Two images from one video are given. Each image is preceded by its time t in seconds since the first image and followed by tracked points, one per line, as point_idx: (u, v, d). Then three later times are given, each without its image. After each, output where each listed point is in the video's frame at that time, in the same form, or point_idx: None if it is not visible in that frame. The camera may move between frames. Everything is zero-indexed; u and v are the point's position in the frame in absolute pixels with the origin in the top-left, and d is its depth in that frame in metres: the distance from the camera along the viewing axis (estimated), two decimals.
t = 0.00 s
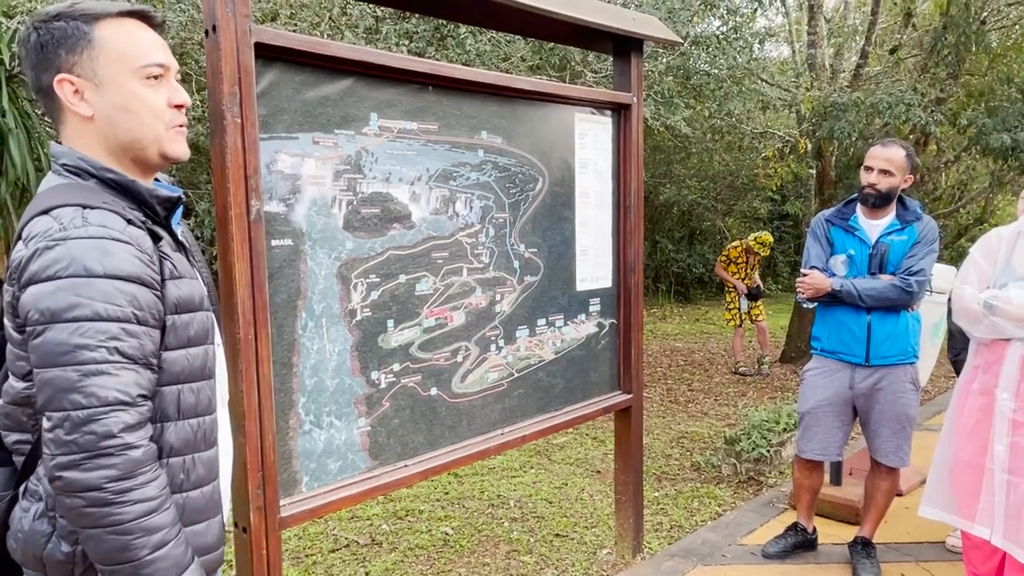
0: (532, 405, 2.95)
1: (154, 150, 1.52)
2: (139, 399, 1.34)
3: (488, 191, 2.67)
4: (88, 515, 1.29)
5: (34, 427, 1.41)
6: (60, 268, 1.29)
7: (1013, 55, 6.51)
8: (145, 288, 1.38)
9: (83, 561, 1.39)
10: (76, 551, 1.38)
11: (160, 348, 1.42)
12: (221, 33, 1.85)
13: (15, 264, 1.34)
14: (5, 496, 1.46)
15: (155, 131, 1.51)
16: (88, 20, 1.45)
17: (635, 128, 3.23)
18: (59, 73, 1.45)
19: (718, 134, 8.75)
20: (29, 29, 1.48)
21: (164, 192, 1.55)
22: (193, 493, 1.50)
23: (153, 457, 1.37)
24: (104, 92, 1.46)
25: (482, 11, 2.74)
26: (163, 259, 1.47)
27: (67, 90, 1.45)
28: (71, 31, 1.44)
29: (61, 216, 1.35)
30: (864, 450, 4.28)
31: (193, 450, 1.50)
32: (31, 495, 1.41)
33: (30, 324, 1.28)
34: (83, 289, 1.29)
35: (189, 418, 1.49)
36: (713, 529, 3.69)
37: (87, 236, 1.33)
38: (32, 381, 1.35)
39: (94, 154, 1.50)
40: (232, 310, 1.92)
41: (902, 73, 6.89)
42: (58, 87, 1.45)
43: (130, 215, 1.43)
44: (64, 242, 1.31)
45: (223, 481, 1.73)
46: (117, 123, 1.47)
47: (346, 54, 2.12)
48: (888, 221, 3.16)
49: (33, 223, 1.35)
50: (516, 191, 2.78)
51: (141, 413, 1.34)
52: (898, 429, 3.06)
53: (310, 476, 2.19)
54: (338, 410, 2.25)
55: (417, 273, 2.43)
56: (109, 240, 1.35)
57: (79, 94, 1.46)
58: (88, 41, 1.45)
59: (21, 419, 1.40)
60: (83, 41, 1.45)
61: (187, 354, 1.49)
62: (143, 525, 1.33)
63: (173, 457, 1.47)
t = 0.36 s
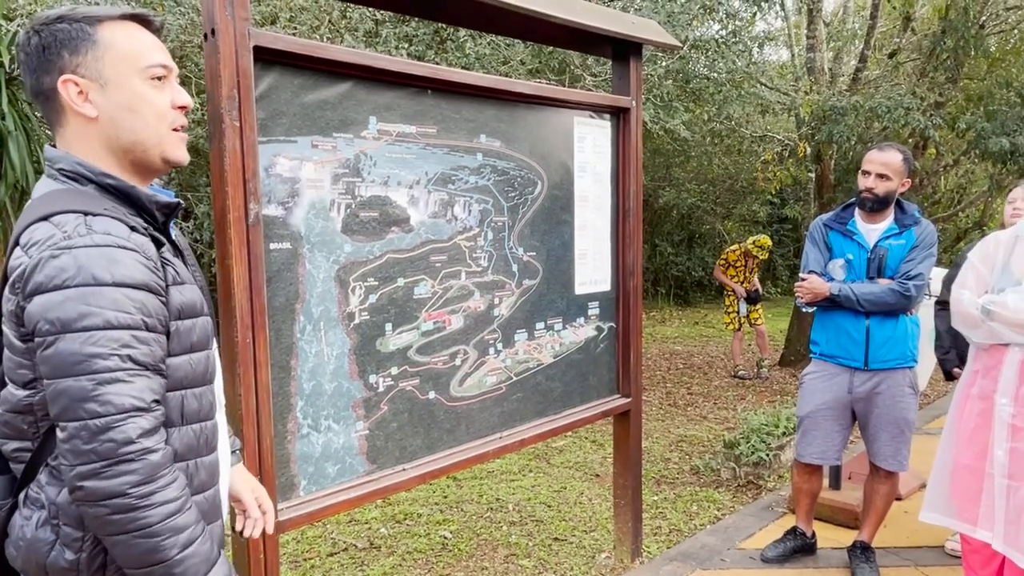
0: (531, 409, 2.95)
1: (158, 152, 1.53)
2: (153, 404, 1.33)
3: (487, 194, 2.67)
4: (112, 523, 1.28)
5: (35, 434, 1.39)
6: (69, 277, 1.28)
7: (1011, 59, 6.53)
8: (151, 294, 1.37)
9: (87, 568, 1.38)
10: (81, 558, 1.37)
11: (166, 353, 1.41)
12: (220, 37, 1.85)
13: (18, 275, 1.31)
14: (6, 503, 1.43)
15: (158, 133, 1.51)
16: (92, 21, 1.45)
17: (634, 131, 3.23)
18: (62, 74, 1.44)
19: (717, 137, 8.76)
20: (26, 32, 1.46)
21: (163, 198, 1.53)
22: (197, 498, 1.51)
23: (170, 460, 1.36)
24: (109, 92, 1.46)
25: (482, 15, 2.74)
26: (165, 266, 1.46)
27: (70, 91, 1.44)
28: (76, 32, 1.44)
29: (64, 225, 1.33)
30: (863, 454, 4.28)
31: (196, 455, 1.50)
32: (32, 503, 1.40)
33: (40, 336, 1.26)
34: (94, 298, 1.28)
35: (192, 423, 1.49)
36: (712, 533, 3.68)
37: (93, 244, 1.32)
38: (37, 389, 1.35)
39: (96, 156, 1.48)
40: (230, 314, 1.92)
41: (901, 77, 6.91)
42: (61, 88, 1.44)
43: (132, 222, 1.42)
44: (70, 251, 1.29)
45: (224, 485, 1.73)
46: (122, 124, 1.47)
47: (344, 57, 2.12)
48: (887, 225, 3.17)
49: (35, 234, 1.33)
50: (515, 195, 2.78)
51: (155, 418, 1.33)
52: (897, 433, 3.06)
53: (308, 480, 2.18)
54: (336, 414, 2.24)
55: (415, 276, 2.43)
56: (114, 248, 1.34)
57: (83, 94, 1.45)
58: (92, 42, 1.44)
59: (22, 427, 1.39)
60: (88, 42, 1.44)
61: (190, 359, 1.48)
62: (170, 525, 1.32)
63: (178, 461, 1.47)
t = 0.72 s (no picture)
0: (531, 412, 2.94)
1: (165, 155, 1.53)
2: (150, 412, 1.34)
3: (487, 197, 2.67)
4: (102, 531, 1.28)
5: (33, 439, 1.40)
6: (69, 282, 1.28)
7: (1012, 63, 6.48)
8: (153, 301, 1.37)
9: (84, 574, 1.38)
10: (78, 564, 1.37)
11: (167, 359, 1.42)
12: (220, 39, 1.85)
13: (19, 278, 1.32)
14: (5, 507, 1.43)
15: (167, 134, 1.52)
16: (104, 23, 1.46)
17: (634, 134, 3.23)
18: (75, 74, 1.43)
19: (718, 139, 8.77)
20: (30, 30, 1.45)
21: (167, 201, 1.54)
22: (196, 504, 1.51)
23: (165, 469, 1.36)
24: (123, 93, 1.46)
25: (482, 18, 2.74)
26: (168, 271, 1.46)
27: (84, 90, 1.44)
28: (90, 33, 1.44)
29: (67, 229, 1.33)
30: (863, 457, 4.27)
31: (196, 461, 1.51)
32: (31, 507, 1.40)
33: (39, 339, 1.26)
34: (94, 305, 1.28)
35: (192, 429, 1.50)
36: (712, 536, 3.68)
37: (95, 249, 1.32)
38: (36, 394, 1.35)
39: (106, 157, 1.48)
40: (229, 317, 1.92)
41: (900, 80, 6.92)
42: (74, 87, 1.44)
43: (135, 226, 1.42)
44: (71, 256, 1.29)
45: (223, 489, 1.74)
46: (134, 124, 1.48)
47: (344, 59, 2.12)
48: (887, 228, 3.17)
49: (37, 237, 1.33)
50: (515, 198, 2.78)
51: (151, 426, 1.34)
52: (897, 437, 3.05)
53: (307, 482, 2.18)
54: (335, 416, 2.24)
55: (415, 279, 2.43)
56: (117, 253, 1.33)
57: (96, 94, 1.45)
58: (106, 43, 1.45)
59: (20, 431, 1.39)
60: (101, 43, 1.45)
61: (191, 365, 1.49)
62: (160, 537, 1.33)
63: (176, 468, 1.47)
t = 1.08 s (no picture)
0: (532, 413, 2.94)
1: (176, 165, 1.56)
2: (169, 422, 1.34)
3: (489, 198, 2.67)
4: (121, 540, 1.29)
5: (48, 445, 1.39)
6: (92, 292, 1.28)
7: (1014, 65, 6.53)
8: (173, 310, 1.37)
9: None
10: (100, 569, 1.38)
11: (185, 366, 1.43)
12: (223, 40, 1.85)
13: (38, 289, 1.31)
14: (15, 515, 1.42)
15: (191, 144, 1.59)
16: (157, 35, 1.47)
17: (635, 136, 3.23)
18: (138, 86, 1.43)
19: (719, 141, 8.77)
20: (71, 27, 1.39)
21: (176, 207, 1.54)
22: (212, 507, 1.53)
23: (183, 478, 1.37)
24: (175, 107, 1.50)
25: (484, 20, 2.74)
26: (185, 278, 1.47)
27: (146, 101, 1.44)
28: (151, 45, 1.45)
29: (86, 238, 1.33)
30: (864, 459, 4.27)
31: (210, 467, 1.52)
32: (47, 513, 1.40)
33: (60, 350, 1.26)
34: (115, 314, 1.28)
35: (209, 434, 1.51)
36: (713, 538, 3.68)
37: (115, 258, 1.32)
38: (56, 401, 1.36)
39: (145, 167, 1.49)
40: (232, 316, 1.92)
41: (902, 82, 6.92)
42: (136, 99, 1.43)
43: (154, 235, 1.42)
44: (93, 265, 1.29)
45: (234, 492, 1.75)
46: (178, 136, 1.53)
47: (347, 61, 2.12)
48: (888, 230, 3.17)
49: (54, 247, 1.32)
50: (516, 199, 2.78)
51: (171, 436, 1.35)
52: (898, 439, 3.05)
53: (308, 483, 2.18)
54: (337, 417, 2.24)
55: (416, 280, 2.43)
56: (137, 263, 1.34)
57: (153, 106, 1.46)
58: (166, 57, 1.47)
59: (36, 438, 1.39)
60: (162, 57, 1.47)
61: (206, 371, 1.50)
62: (177, 547, 1.33)
63: (193, 473, 1.48)
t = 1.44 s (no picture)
0: (533, 414, 2.94)
1: (199, 171, 1.58)
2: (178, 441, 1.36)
3: (490, 199, 2.67)
4: (131, 554, 1.33)
5: (64, 447, 1.43)
6: (104, 310, 1.29)
7: (1014, 66, 6.48)
8: (185, 325, 1.38)
9: None
10: None
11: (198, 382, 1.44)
12: (225, 40, 1.85)
13: (53, 301, 1.33)
14: (32, 508, 1.47)
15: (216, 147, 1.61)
16: (185, 45, 1.48)
17: (636, 137, 3.24)
18: (167, 98, 1.45)
19: (719, 141, 8.77)
20: (98, 39, 1.38)
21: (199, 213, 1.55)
22: (224, 520, 1.54)
23: (193, 493, 1.40)
24: (201, 115, 1.52)
25: (485, 21, 2.75)
26: (201, 291, 1.47)
27: (175, 113, 1.46)
28: (179, 57, 1.45)
29: (102, 252, 1.34)
30: (865, 461, 4.27)
31: (223, 479, 1.53)
32: (60, 514, 1.46)
33: (72, 365, 1.29)
34: (127, 333, 1.29)
35: (221, 448, 1.52)
36: (714, 539, 3.67)
37: (129, 275, 1.33)
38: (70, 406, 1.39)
39: (173, 173, 1.52)
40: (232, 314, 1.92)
41: (903, 83, 6.92)
42: (165, 110, 1.45)
43: (170, 250, 1.42)
44: (105, 282, 1.30)
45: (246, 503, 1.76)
46: (205, 143, 1.55)
47: (349, 62, 2.12)
48: (889, 231, 3.17)
49: (72, 258, 1.34)
50: (517, 200, 2.78)
51: (180, 453, 1.37)
52: (899, 440, 3.06)
53: (310, 483, 2.19)
54: (338, 418, 2.24)
55: (417, 280, 2.43)
56: (150, 280, 1.34)
57: (182, 116, 1.48)
58: (193, 68, 1.49)
59: (53, 438, 1.43)
60: (189, 68, 1.48)
61: (221, 385, 1.51)
62: (188, 561, 1.37)
63: (204, 485, 1.50)
